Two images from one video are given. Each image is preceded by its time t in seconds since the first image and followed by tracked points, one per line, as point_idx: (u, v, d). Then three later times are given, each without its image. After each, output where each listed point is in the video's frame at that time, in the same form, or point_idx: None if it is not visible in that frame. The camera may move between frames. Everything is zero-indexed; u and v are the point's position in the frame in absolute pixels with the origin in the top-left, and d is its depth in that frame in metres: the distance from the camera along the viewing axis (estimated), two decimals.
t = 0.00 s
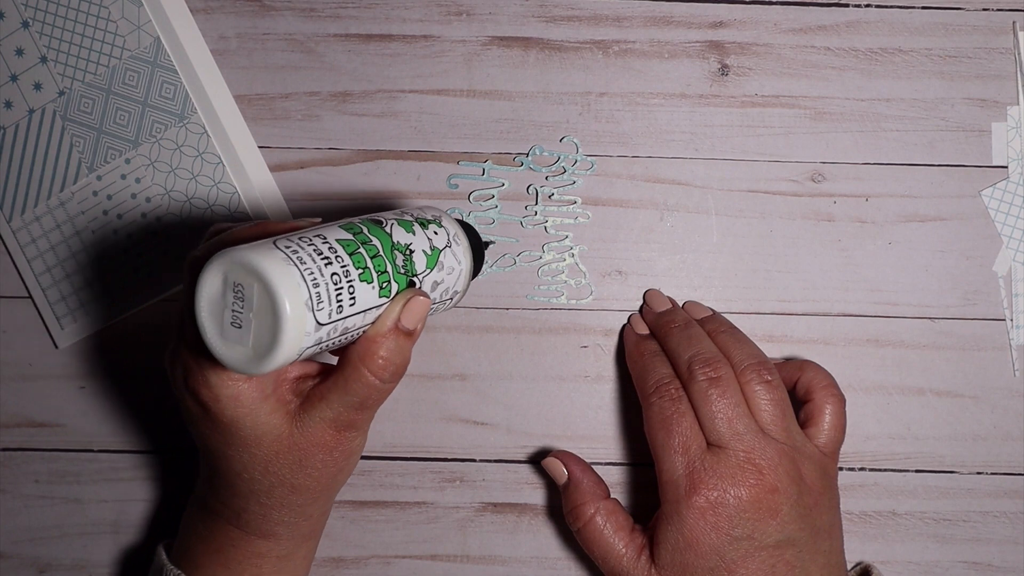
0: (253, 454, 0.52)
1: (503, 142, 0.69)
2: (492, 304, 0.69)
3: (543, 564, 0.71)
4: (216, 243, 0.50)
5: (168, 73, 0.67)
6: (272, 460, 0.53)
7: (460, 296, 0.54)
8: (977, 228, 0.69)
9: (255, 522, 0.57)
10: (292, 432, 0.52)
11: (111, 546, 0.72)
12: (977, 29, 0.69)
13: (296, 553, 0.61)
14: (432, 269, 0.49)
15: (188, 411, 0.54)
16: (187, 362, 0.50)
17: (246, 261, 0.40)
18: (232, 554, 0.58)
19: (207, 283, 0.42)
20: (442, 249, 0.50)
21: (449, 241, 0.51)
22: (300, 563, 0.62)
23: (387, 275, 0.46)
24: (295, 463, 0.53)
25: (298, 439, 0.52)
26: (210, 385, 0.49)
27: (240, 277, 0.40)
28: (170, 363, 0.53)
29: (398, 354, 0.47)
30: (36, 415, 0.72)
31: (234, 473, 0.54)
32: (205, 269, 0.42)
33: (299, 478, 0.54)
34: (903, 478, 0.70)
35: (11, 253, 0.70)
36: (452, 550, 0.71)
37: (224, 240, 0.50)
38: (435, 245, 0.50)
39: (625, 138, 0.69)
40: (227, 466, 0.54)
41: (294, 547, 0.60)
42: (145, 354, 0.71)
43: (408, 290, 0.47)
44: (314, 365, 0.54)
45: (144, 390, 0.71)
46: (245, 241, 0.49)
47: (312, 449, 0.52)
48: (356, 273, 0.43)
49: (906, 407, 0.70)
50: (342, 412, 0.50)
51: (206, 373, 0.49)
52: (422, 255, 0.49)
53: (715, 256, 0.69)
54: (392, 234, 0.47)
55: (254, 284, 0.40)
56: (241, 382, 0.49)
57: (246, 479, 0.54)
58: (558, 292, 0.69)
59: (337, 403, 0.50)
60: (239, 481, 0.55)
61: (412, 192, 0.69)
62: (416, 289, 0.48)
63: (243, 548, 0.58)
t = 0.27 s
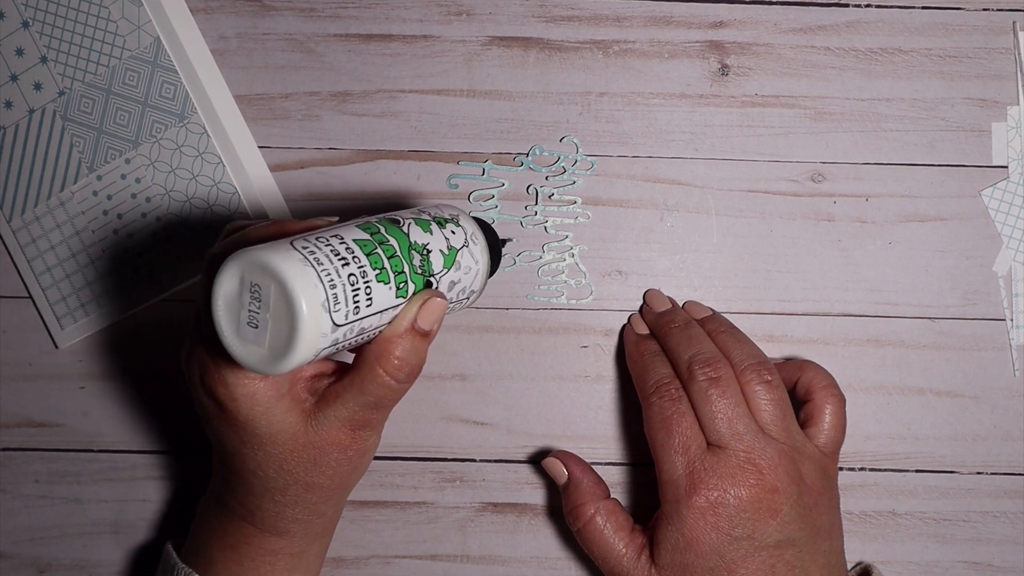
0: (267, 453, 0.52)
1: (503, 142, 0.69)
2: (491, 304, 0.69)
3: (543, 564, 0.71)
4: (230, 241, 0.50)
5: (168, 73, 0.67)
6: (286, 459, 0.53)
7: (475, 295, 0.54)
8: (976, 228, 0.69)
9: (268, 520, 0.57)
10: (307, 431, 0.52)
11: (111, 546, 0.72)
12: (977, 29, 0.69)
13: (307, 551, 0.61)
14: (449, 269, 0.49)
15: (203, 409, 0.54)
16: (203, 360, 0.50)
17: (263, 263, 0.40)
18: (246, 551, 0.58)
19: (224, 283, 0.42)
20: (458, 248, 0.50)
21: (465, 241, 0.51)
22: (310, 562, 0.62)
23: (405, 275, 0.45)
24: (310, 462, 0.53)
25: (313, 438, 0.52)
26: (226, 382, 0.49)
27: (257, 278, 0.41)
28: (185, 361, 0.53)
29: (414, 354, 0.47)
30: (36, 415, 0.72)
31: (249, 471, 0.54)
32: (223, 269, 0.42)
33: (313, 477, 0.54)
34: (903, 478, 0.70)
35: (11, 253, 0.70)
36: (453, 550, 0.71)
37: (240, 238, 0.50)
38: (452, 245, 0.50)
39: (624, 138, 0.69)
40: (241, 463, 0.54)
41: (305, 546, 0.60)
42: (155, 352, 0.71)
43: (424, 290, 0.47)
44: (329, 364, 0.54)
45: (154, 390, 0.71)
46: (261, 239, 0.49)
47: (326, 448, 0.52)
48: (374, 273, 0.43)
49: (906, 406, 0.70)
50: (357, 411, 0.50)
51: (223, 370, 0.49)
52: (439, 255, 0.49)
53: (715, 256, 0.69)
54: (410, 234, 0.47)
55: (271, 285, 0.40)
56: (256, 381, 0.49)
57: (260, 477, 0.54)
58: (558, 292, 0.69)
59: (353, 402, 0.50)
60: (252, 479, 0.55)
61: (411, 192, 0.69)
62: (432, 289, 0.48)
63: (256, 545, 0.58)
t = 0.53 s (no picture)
0: (237, 451, 0.52)
1: (503, 142, 0.69)
2: (492, 304, 0.69)
3: (543, 564, 0.71)
4: (193, 240, 0.50)
5: (168, 73, 0.67)
6: (256, 457, 0.52)
7: (443, 289, 0.53)
8: (976, 228, 0.69)
9: (243, 520, 0.57)
10: (276, 428, 0.52)
11: (111, 546, 0.72)
12: (976, 29, 0.69)
13: (285, 550, 0.61)
14: (412, 261, 0.49)
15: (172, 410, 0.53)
16: (171, 361, 0.50)
17: (222, 256, 0.40)
18: (222, 552, 0.58)
19: (184, 280, 0.42)
20: (422, 241, 0.50)
21: (429, 234, 0.51)
22: (290, 560, 0.62)
23: (367, 267, 0.46)
24: (280, 459, 0.53)
25: (282, 435, 0.52)
26: (193, 382, 0.49)
27: (216, 272, 0.41)
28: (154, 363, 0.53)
29: (380, 346, 0.47)
30: (36, 415, 0.72)
31: (221, 471, 0.54)
32: (182, 266, 0.42)
33: (284, 474, 0.54)
34: (903, 478, 0.70)
35: (11, 254, 0.70)
36: (452, 550, 0.71)
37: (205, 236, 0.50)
38: (415, 237, 0.50)
39: (625, 138, 0.69)
40: (213, 464, 0.54)
41: (282, 544, 0.60)
42: (142, 352, 0.71)
43: (388, 283, 0.47)
44: (296, 360, 0.54)
45: (140, 389, 0.71)
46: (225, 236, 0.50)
47: (297, 444, 0.52)
48: (335, 265, 0.43)
49: (906, 406, 0.70)
50: (325, 406, 0.50)
51: (188, 370, 0.49)
52: (402, 248, 0.49)
53: (715, 256, 0.69)
54: (372, 228, 0.47)
55: (230, 278, 0.40)
56: (222, 379, 0.49)
57: (232, 477, 0.54)
58: (558, 292, 0.69)
59: (321, 397, 0.50)
60: (225, 479, 0.55)
61: (411, 193, 0.69)
62: (397, 282, 0.48)
63: (232, 547, 0.58)
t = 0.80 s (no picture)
0: (254, 436, 0.53)
1: (503, 142, 0.69)
2: (492, 304, 0.69)
3: (543, 563, 0.71)
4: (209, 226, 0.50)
5: (168, 73, 0.67)
6: (273, 442, 0.53)
7: (459, 274, 0.54)
8: (976, 228, 0.69)
9: (258, 505, 0.57)
10: (293, 413, 0.52)
11: (111, 546, 0.72)
12: (977, 29, 0.69)
13: (299, 535, 0.61)
14: (430, 247, 0.49)
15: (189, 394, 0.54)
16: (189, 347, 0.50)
17: (241, 243, 0.40)
18: (236, 540, 0.58)
19: (202, 266, 0.42)
20: (439, 227, 0.50)
21: (446, 219, 0.51)
22: (303, 547, 0.62)
23: (385, 254, 0.46)
24: (297, 445, 0.53)
25: (299, 421, 0.52)
26: (210, 366, 0.49)
27: (234, 259, 0.41)
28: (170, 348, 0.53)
29: (397, 332, 0.47)
30: (36, 415, 0.72)
31: (237, 456, 0.54)
32: (200, 251, 0.42)
33: (300, 460, 0.54)
34: (903, 478, 0.70)
35: (11, 253, 0.70)
36: (452, 550, 0.71)
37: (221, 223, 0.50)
38: (432, 223, 0.50)
39: (625, 138, 0.69)
40: (230, 449, 0.54)
41: (296, 530, 0.60)
42: (150, 345, 0.71)
43: (405, 269, 0.47)
44: (313, 346, 0.54)
45: (148, 382, 0.71)
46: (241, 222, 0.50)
47: (313, 431, 0.52)
48: (353, 252, 0.43)
49: (906, 406, 0.70)
50: (342, 392, 0.50)
51: (205, 355, 0.49)
52: (420, 234, 0.49)
53: (715, 255, 0.69)
54: (389, 214, 0.47)
55: (249, 265, 0.40)
56: (239, 364, 0.49)
57: (248, 461, 0.54)
58: (558, 292, 0.69)
59: (337, 384, 0.50)
60: (241, 464, 0.55)
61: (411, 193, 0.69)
62: (414, 268, 0.48)
63: (248, 532, 0.58)
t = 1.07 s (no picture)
0: (267, 431, 0.52)
1: (503, 142, 0.69)
2: (492, 304, 0.69)
3: (543, 563, 0.71)
4: (227, 219, 0.50)
5: (168, 73, 0.67)
6: (286, 437, 0.52)
7: (474, 271, 0.54)
8: (976, 228, 0.69)
9: (269, 499, 0.57)
10: (307, 408, 0.51)
11: (111, 545, 0.72)
12: (977, 29, 0.69)
13: (309, 531, 0.61)
14: (446, 244, 0.49)
15: (203, 387, 0.53)
16: (202, 340, 0.50)
17: (261, 237, 0.40)
18: (245, 536, 0.58)
19: (220, 259, 0.42)
20: (456, 224, 0.50)
21: (463, 216, 0.51)
22: (312, 543, 0.62)
23: (402, 250, 0.46)
24: (310, 440, 0.53)
25: (314, 416, 0.52)
26: (224, 361, 0.49)
27: (254, 252, 0.41)
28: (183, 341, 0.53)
29: (413, 329, 0.47)
30: (36, 415, 0.72)
31: (249, 451, 0.54)
32: (219, 244, 0.42)
33: (314, 455, 0.54)
34: (903, 478, 0.70)
35: (11, 253, 0.70)
36: (452, 550, 0.71)
37: (236, 217, 0.50)
38: (449, 220, 0.50)
39: (625, 138, 0.69)
40: (242, 443, 0.54)
41: (306, 525, 0.60)
42: (152, 345, 0.71)
43: (422, 266, 0.47)
44: (328, 341, 0.54)
45: (153, 379, 0.71)
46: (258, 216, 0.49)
47: (328, 426, 0.52)
48: (371, 248, 0.43)
49: (906, 406, 0.70)
50: (357, 389, 0.50)
51: (220, 349, 0.49)
52: (436, 230, 0.49)
53: (715, 255, 0.69)
54: (406, 209, 0.47)
55: (268, 259, 0.40)
56: (254, 359, 0.49)
57: (260, 456, 0.54)
58: (558, 292, 0.69)
59: (353, 380, 0.49)
60: (253, 459, 0.55)
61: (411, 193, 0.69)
62: (430, 265, 0.48)
63: (258, 527, 0.58)
